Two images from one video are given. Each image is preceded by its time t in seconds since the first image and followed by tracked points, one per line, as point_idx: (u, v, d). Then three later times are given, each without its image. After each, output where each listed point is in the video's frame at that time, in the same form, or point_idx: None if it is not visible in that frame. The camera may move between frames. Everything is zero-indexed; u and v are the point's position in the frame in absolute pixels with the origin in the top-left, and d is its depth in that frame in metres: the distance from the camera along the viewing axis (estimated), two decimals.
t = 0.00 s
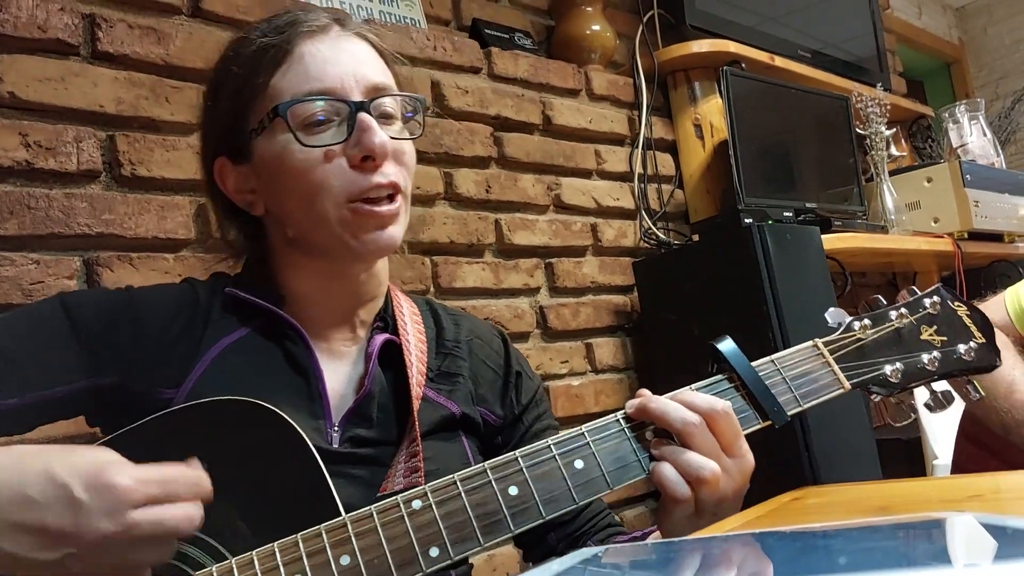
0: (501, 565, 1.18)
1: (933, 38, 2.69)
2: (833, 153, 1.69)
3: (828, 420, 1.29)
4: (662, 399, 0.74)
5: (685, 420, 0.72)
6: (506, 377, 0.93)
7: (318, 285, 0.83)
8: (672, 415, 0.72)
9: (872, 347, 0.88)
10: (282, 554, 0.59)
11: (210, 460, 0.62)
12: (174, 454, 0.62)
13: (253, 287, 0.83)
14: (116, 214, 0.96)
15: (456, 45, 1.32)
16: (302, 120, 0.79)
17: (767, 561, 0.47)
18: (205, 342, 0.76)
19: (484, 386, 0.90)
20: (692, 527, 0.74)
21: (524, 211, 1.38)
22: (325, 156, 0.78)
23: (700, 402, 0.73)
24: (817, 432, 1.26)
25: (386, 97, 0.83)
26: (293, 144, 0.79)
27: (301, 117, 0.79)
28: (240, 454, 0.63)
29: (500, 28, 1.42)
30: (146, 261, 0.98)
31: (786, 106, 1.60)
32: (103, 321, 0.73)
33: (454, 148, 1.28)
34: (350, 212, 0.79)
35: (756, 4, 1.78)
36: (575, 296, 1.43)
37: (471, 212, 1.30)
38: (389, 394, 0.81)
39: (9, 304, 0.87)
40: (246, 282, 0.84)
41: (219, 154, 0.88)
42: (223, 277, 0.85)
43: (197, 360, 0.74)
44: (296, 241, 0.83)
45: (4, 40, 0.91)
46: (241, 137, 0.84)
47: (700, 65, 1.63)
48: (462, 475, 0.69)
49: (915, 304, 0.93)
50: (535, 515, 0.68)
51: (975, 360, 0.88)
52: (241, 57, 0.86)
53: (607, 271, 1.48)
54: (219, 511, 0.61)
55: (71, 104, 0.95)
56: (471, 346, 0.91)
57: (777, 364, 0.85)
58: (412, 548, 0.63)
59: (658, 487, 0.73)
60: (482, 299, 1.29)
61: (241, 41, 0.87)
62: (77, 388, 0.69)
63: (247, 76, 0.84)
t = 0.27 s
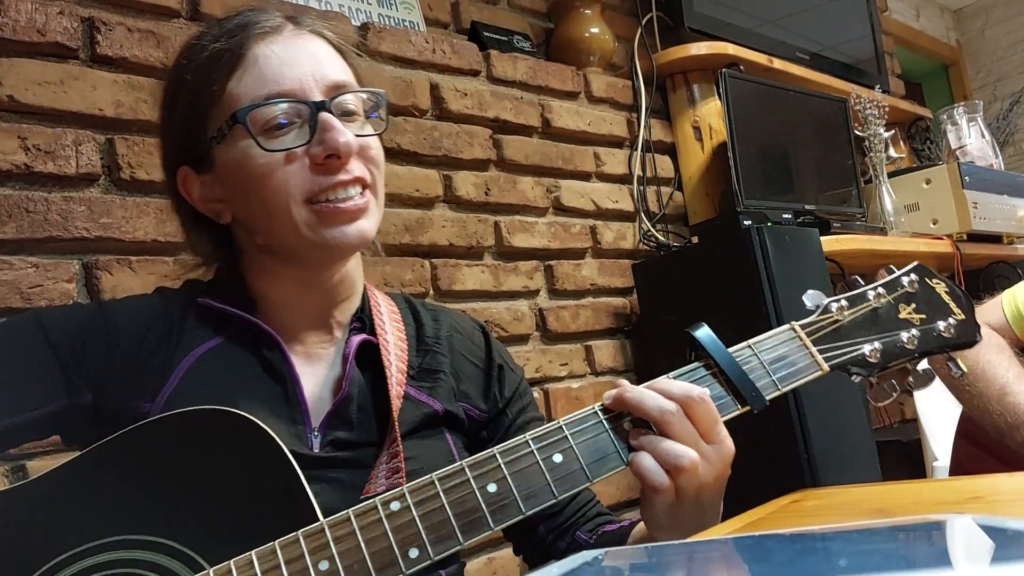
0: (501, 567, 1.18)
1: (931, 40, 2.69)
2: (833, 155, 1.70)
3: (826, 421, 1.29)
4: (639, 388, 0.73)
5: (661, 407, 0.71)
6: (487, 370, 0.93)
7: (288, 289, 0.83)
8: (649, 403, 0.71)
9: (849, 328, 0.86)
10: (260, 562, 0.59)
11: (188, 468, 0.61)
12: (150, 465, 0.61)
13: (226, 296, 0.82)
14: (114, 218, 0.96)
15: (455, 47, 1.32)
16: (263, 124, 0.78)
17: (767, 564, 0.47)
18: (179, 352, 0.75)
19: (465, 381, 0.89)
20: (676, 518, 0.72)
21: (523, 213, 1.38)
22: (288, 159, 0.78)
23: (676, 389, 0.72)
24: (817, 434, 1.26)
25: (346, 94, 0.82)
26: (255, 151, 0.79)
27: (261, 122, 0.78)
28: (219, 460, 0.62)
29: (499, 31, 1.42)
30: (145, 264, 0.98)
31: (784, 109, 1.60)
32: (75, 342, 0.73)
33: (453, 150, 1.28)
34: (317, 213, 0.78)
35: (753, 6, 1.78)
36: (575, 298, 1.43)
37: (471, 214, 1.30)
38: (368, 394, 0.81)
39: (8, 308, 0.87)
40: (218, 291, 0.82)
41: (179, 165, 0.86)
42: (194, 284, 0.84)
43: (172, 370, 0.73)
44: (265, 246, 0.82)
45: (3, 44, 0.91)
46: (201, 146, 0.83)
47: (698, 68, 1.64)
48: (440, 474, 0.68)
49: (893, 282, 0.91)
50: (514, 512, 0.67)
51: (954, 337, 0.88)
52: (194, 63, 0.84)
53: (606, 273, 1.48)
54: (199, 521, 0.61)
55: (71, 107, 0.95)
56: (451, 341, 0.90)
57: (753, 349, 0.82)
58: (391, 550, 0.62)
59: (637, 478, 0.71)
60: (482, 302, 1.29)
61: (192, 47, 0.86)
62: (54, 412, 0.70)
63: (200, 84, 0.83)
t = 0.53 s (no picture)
0: (500, 570, 1.18)
1: (930, 41, 2.70)
2: (832, 157, 1.70)
3: (825, 422, 1.29)
4: (625, 380, 0.72)
5: (647, 399, 0.70)
6: (477, 368, 0.92)
7: (271, 293, 0.83)
8: (635, 395, 0.70)
9: (837, 314, 0.85)
10: (246, 565, 0.60)
11: (170, 475, 0.61)
12: (133, 470, 0.60)
13: (212, 300, 0.82)
14: (113, 221, 0.96)
15: (454, 50, 1.32)
16: (240, 129, 0.78)
17: (767, 566, 0.47)
18: (163, 358, 0.75)
19: (455, 380, 0.89)
20: (664, 510, 0.71)
21: (523, 215, 1.38)
22: (266, 163, 0.78)
23: (661, 381, 0.71)
24: (817, 436, 1.26)
25: (323, 94, 0.82)
26: (232, 156, 0.78)
27: (237, 126, 0.78)
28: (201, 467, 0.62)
29: (498, 33, 1.42)
30: (144, 267, 0.98)
31: (783, 110, 1.60)
32: (56, 346, 0.74)
33: (452, 153, 1.28)
34: (297, 216, 0.78)
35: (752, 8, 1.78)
36: (574, 300, 1.43)
37: (470, 217, 1.30)
38: (356, 394, 0.80)
39: (7, 311, 0.87)
40: (200, 295, 0.83)
41: (159, 169, 0.86)
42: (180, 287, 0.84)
43: (155, 377, 0.73)
44: (247, 249, 0.82)
45: (2, 47, 0.91)
46: (179, 150, 0.83)
47: (697, 70, 1.63)
48: (426, 473, 0.68)
49: (880, 267, 0.90)
50: (501, 509, 0.67)
51: (944, 319, 0.87)
52: (167, 70, 0.84)
53: (605, 276, 1.48)
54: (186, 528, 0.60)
55: (70, 110, 0.95)
56: (440, 340, 0.90)
57: (740, 338, 0.81)
58: (378, 550, 0.62)
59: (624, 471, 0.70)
60: (481, 304, 1.29)
61: (167, 51, 0.86)
62: (33, 416, 0.70)
63: (178, 87, 0.83)
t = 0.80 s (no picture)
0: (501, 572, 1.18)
1: (929, 44, 2.70)
2: (832, 159, 1.70)
3: (826, 424, 1.29)
4: (635, 387, 0.73)
5: (657, 406, 0.70)
6: (489, 375, 0.92)
7: (284, 299, 0.83)
8: (644, 402, 0.71)
9: (849, 325, 0.86)
10: (258, 563, 0.59)
11: (174, 474, 0.61)
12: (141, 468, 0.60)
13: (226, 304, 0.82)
14: (114, 223, 0.96)
15: (454, 52, 1.32)
16: (254, 133, 0.79)
17: (767, 568, 0.46)
18: (179, 360, 0.75)
19: (466, 386, 0.89)
20: (673, 516, 0.71)
21: (522, 217, 1.38)
22: (280, 167, 0.78)
23: (672, 387, 0.71)
24: (818, 438, 1.26)
25: (336, 99, 0.82)
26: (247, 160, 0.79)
27: (251, 130, 0.78)
28: (207, 466, 0.62)
29: (497, 36, 1.43)
30: (145, 269, 0.98)
31: (782, 112, 1.60)
32: (75, 348, 0.74)
33: (452, 155, 1.28)
34: (309, 220, 0.78)
35: (751, 10, 1.78)
36: (574, 302, 1.43)
37: (470, 219, 1.30)
38: (368, 398, 0.81)
39: (8, 313, 0.87)
40: (218, 297, 0.83)
41: (173, 174, 0.87)
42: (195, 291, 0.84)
43: (172, 379, 0.73)
44: (260, 255, 0.82)
45: (3, 50, 0.91)
46: (194, 155, 0.83)
47: (697, 72, 1.64)
48: (436, 475, 0.68)
49: (892, 279, 0.91)
50: (510, 512, 0.67)
51: (957, 332, 0.87)
52: (183, 75, 0.84)
53: (605, 277, 1.48)
54: (191, 528, 0.60)
55: (70, 113, 0.95)
56: (452, 346, 0.90)
57: (750, 347, 0.82)
58: (387, 551, 0.62)
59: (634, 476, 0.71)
60: (481, 306, 1.28)
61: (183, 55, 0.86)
62: (52, 416, 0.71)
63: (193, 91, 0.83)
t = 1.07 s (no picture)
0: None
1: (929, 46, 2.70)
2: (831, 161, 1.70)
3: (826, 426, 1.28)
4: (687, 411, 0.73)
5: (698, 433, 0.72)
6: (501, 396, 0.92)
7: (304, 305, 0.83)
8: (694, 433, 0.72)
9: (863, 344, 0.87)
10: (269, 564, 0.59)
11: (186, 473, 0.61)
12: (154, 465, 0.61)
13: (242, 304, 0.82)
14: (113, 226, 0.96)
15: (453, 54, 1.32)
16: (284, 141, 0.78)
17: (767, 571, 0.46)
18: (195, 357, 0.75)
19: (479, 403, 0.89)
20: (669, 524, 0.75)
21: (522, 219, 1.38)
22: (309, 176, 0.78)
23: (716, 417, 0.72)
24: (817, 440, 1.26)
25: (366, 110, 0.82)
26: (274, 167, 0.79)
27: (282, 138, 0.78)
28: (217, 466, 0.62)
29: (497, 38, 1.43)
30: (144, 272, 0.98)
31: (782, 114, 1.60)
32: (91, 343, 0.73)
33: (452, 157, 1.28)
34: (335, 231, 0.79)
35: (751, 13, 1.78)
36: (573, 304, 1.43)
37: (469, 221, 1.30)
38: (382, 406, 0.81)
39: (7, 316, 0.87)
40: (236, 297, 0.83)
41: (197, 175, 0.86)
42: (212, 290, 0.85)
43: (188, 376, 0.73)
44: (282, 261, 0.82)
45: (2, 53, 0.91)
46: (220, 158, 0.83)
47: (697, 74, 1.64)
48: (448, 482, 0.68)
49: (908, 299, 0.91)
50: (522, 521, 0.67)
51: (972, 354, 0.87)
52: (214, 79, 0.83)
53: (604, 280, 1.48)
54: (197, 527, 0.60)
55: (70, 116, 0.95)
56: (466, 363, 0.91)
57: (764, 362, 0.83)
58: (398, 555, 0.62)
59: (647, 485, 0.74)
60: (480, 308, 1.28)
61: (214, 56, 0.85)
62: (66, 410, 0.70)
63: (220, 94, 0.83)
